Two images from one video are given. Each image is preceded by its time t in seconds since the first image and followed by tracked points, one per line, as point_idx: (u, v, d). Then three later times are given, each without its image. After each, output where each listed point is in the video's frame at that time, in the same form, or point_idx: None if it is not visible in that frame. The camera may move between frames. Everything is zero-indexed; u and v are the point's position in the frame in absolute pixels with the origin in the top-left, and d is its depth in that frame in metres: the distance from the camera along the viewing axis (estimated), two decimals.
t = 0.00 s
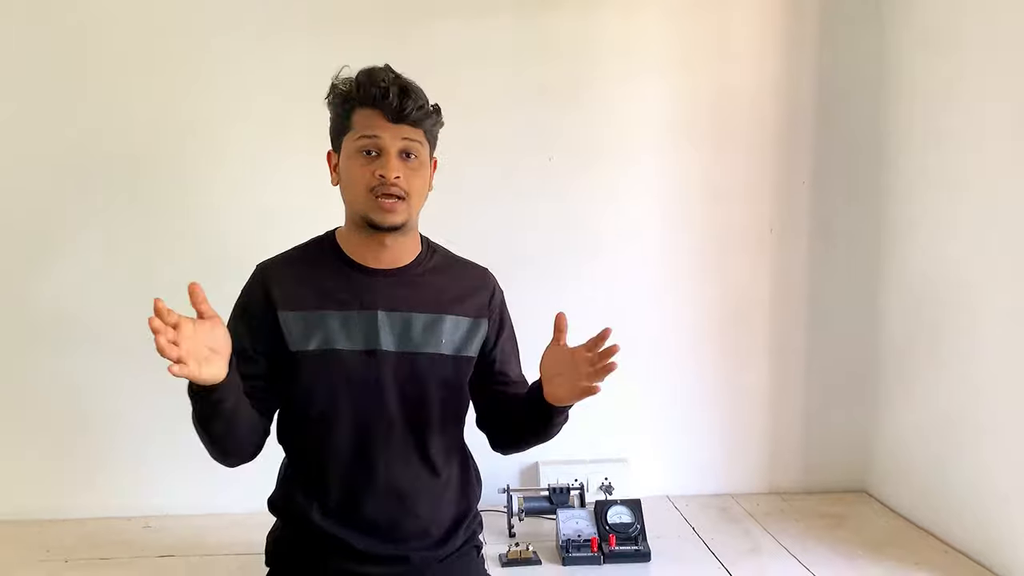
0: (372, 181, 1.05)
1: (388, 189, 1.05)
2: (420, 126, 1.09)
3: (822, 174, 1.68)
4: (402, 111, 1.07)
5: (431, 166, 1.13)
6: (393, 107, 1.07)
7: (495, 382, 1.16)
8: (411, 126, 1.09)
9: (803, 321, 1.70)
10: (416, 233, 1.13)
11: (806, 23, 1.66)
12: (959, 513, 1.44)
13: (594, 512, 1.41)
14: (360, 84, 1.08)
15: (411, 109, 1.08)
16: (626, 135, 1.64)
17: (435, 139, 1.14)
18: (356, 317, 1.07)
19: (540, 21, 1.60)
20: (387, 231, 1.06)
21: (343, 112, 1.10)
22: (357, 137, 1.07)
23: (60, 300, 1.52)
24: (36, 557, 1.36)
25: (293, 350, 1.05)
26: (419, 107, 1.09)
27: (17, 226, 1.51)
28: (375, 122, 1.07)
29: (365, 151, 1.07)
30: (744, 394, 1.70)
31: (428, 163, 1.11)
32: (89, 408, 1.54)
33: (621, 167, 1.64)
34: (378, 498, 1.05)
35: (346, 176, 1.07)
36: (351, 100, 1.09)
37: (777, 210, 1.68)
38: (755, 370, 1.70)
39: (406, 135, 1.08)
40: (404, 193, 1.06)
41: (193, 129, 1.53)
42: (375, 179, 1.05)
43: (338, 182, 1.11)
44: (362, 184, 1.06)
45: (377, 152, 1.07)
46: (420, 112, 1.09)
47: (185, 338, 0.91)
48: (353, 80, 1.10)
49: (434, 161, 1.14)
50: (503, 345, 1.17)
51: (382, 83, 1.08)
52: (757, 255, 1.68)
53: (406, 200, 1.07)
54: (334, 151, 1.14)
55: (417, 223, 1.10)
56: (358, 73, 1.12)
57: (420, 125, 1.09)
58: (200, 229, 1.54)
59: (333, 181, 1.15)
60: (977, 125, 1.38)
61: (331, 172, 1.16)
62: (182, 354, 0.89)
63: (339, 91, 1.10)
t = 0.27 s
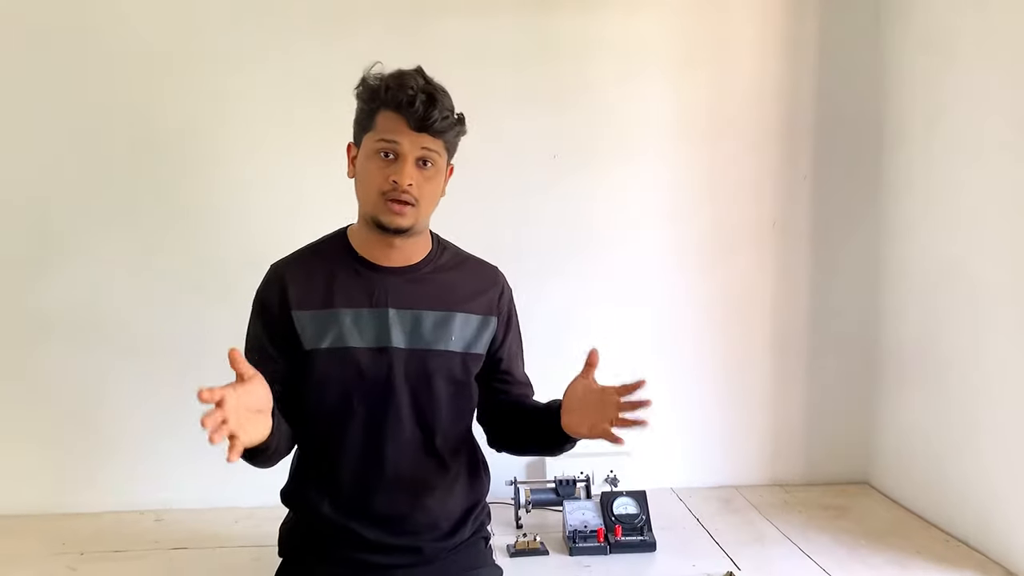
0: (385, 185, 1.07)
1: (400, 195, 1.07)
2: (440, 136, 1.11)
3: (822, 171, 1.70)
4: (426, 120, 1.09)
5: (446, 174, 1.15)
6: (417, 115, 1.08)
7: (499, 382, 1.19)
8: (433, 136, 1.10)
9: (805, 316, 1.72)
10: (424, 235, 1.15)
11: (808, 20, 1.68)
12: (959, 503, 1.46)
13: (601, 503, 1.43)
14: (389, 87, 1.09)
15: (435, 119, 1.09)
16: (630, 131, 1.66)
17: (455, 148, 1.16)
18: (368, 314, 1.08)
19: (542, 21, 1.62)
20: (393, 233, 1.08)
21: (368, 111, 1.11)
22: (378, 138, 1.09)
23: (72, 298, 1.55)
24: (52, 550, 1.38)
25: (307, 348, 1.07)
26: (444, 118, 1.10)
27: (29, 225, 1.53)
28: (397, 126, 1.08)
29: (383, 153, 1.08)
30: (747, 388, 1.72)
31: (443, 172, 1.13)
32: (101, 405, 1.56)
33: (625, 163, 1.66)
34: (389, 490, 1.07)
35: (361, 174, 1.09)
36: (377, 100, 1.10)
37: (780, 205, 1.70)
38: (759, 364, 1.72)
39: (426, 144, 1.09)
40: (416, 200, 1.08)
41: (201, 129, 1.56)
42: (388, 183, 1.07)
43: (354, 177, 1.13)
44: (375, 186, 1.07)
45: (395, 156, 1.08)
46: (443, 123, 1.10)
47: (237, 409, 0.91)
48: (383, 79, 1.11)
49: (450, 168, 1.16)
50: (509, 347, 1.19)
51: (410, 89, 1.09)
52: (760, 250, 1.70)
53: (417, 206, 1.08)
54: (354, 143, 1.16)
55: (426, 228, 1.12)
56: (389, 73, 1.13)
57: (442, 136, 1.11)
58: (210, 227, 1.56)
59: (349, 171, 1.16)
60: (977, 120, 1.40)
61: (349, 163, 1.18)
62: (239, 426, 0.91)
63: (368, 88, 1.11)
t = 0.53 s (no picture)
0: (403, 183, 1.09)
1: (417, 194, 1.09)
2: (458, 136, 1.13)
3: (822, 169, 1.72)
4: (445, 120, 1.12)
5: (462, 175, 1.17)
6: (436, 115, 1.11)
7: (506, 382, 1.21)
8: (450, 136, 1.13)
9: (806, 312, 1.74)
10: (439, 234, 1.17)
11: (809, 18, 1.70)
12: (958, 495, 1.48)
13: (606, 496, 1.45)
14: (410, 88, 1.12)
15: (453, 119, 1.12)
16: (634, 129, 1.68)
17: (471, 150, 1.19)
18: (382, 313, 1.11)
19: (545, 21, 1.64)
20: (409, 232, 1.10)
21: (387, 111, 1.14)
22: (397, 137, 1.12)
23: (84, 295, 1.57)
24: (67, 543, 1.40)
25: (322, 344, 1.08)
26: (462, 119, 1.14)
27: (41, 225, 1.56)
28: (417, 126, 1.11)
29: (401, 152, 1.11)
30: (749, 382, 1.74)
31: (459, 172, 1.15)
32: (112, 401, 1.59)
33: (628, 161, 1.68)
34: (402, 483, 1.10)
35: (379, 172, 1.12)
36: (398, 100, 1.13)
37: (782, 201, 1.72)
38: (761, 359, 1.74)
39: (444, 144, 1.12)
40: (432, 199, 1.10)
41: (210, 129, 1.58)
42: (406, 182, 1.09)
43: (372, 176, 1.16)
44: (393, 185, 1.10)
45: (413, 156, 1.11)
46: (461, 123, 1.13)
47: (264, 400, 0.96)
48: (404, 79, 1.14)
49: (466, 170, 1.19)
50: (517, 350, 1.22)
51: (430, 90, 1.12)
52: (762, 246, 1.72)
53: (433, 205, 1.11)
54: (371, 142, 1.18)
55: (440, 228, 1.14)
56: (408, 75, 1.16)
57: (460, 136, 1.14)
58: (219, 225, 1.59)
59: (366, 171, 1.19)
60: (976, 117, 1.42)
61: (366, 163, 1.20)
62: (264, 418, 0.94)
63: (388, 88, 1.14)
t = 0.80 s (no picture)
0: (413, 176, 1.12)
1: (429, 183, 1.12)
2: (460, 124, 1.17)
3: (823, 167, 1.74)
4: (444, 109, 1.15)
5: (468, 162, 1.20)
6: (436, 105, 1.15)
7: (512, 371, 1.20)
8: (452, 124, 1.16)
9: (807, 309, 1.76)
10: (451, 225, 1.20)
11: (809, 19, 1.72)
12: (958, 488, 1.50)
13: (611, 491, 1.47)
14: (406, 83, 1.16)
15: (453, 108, 1.15)
16: (637, 128, 1.70)
17: (472, 138, 1.22)
18: (398, 305, 1.13)
19: (548, 21, 1.66)
20: (424, 223, 1.13)
21: (388, 109, 1.17)
22: (402, 133, 1.15)
23: (94, 293, 1.59)
24: (79, 538, 1.41)
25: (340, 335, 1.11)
26: (461, 107, 1.17)
27: (51, 224, 1.57)
28: (418, 119, 1.15)
29: (407, 147, 1.14)
30: (750, 379, 1.76)
31: (465, 160, 1.18)
32: (122, 398, 1.60)
33: (632, 160, 1.70)
34: (416, 477, 1.11)
35: (388, 170, 1.15)
36: (396, 97, 1.17)
37: (783, 200, 1.74)
38: (762, 356, 1.76)
39: (447, 132, 1.15)
40: (443, 187, 1.13)
41: (217, 129, 1.59)
42: (416, 174, 1.12)
43: (380, 175, 1.18)
44: (404, 178, 1.12)
45: (418, 148, 1.14)
46: (461, 111, 1.16)
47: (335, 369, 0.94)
48: (398, 78, 1.18)
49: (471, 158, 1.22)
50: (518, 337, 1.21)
51: (426, 82, 1.16)
52: (763, 244, 1.74)
53: (444, 194, 1.14)
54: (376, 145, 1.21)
55: (453, 217, 1.17)
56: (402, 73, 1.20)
57: (461, 123, 1.17)
58: (227, 224, 1.60)
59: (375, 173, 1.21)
60: (975, 116, 1.44)
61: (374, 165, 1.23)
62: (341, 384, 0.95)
63: (385, 88, 1.18)
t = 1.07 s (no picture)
0: (421, 174, 1.13)
1: (436, 180, 1.13)
2: (469, 125, 1.17)
3: (823, 168, 1.76)
4: (453, 110, 1.16)
5: (477, 162, 1.21)
6: (444, 107, 1.15)
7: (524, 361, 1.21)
8: (461, 124, 1.17)
9: (807, 307, 1.78)
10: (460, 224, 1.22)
11: (810, 20, 1.74)
12: (957, 483, 1.53)
13: (618, 487, 1.49)
14: (416, 84, 1.17)
15: (462, 109, 1.16)
16: (639, 129, 1.71)
17: (482, 139, 1.23)
18: (410, 301, 1.16)
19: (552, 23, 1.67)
20: (432, 220, 1.14)
21: (399, 111, 1.19)
22: (411, 132, 1.16)
23: (103, 294, 1.60)
24: (90, 537, 1.42)
25: (354, 330, 1.14)
26: (470, 108, 1.18)
27: (59, 225, 1.58)
28: (427, 119, 1.16)
29: (416, 145, 1.15)
30: (753, 377, 1.79)
31: (474, 160, 1.19)
32: (130, 398, 1.61)
33: (635, 160, 1.72)
34: (429, 472, 1.12)
35: (397, 168, 1.16)
36: (406, 98, 1.18)
37: (784, 200, 1.76)
38: (763, 354, 1.78)
39: (456, 132, 1.16)
40: (450, 185, 1.14)
41: (224, 130, 1.60)
42: (424, 172, 1.14)
43: (390, 174, 1.20)
44: (412, 176, 1.14)
45: (427, 147, 1.15)
46: (470, 112, 1.17)
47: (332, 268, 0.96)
48: (409, 78, 1.19)
49: (480, 158, 1.23)
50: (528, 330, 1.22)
51: (435, 84, 1.16)
52: (764, 244, 1.76)
53: (451, 192, 1.15)
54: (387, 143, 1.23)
55: (461, 215, 1.18)
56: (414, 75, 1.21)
57: (470, 124, 1.18)
58: (236, 225, 1.61)
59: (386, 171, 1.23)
60: (974, 117, 1.47)
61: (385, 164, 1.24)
62: (346, 278, 0.96)
63: (396, 88, 1.20)
